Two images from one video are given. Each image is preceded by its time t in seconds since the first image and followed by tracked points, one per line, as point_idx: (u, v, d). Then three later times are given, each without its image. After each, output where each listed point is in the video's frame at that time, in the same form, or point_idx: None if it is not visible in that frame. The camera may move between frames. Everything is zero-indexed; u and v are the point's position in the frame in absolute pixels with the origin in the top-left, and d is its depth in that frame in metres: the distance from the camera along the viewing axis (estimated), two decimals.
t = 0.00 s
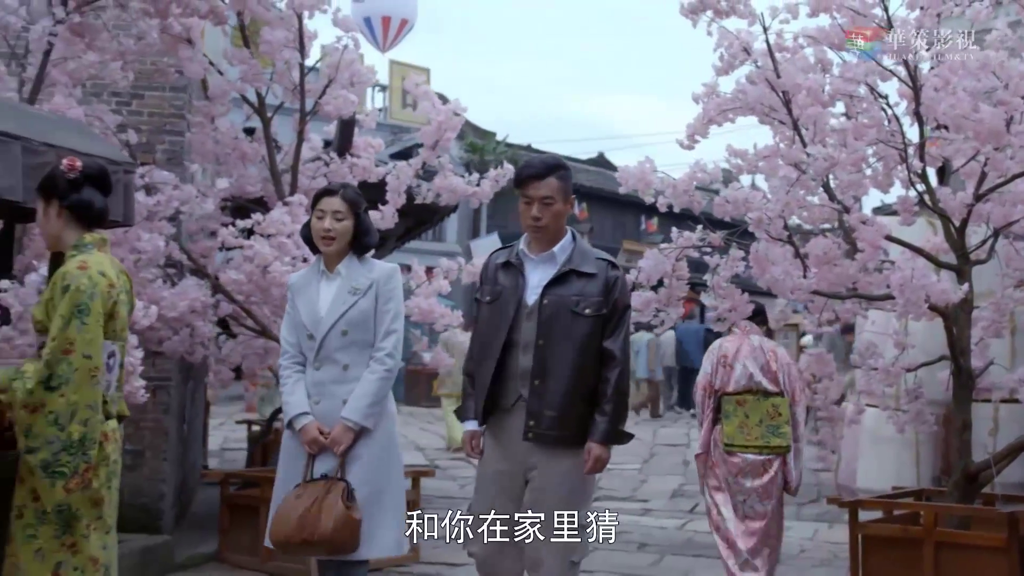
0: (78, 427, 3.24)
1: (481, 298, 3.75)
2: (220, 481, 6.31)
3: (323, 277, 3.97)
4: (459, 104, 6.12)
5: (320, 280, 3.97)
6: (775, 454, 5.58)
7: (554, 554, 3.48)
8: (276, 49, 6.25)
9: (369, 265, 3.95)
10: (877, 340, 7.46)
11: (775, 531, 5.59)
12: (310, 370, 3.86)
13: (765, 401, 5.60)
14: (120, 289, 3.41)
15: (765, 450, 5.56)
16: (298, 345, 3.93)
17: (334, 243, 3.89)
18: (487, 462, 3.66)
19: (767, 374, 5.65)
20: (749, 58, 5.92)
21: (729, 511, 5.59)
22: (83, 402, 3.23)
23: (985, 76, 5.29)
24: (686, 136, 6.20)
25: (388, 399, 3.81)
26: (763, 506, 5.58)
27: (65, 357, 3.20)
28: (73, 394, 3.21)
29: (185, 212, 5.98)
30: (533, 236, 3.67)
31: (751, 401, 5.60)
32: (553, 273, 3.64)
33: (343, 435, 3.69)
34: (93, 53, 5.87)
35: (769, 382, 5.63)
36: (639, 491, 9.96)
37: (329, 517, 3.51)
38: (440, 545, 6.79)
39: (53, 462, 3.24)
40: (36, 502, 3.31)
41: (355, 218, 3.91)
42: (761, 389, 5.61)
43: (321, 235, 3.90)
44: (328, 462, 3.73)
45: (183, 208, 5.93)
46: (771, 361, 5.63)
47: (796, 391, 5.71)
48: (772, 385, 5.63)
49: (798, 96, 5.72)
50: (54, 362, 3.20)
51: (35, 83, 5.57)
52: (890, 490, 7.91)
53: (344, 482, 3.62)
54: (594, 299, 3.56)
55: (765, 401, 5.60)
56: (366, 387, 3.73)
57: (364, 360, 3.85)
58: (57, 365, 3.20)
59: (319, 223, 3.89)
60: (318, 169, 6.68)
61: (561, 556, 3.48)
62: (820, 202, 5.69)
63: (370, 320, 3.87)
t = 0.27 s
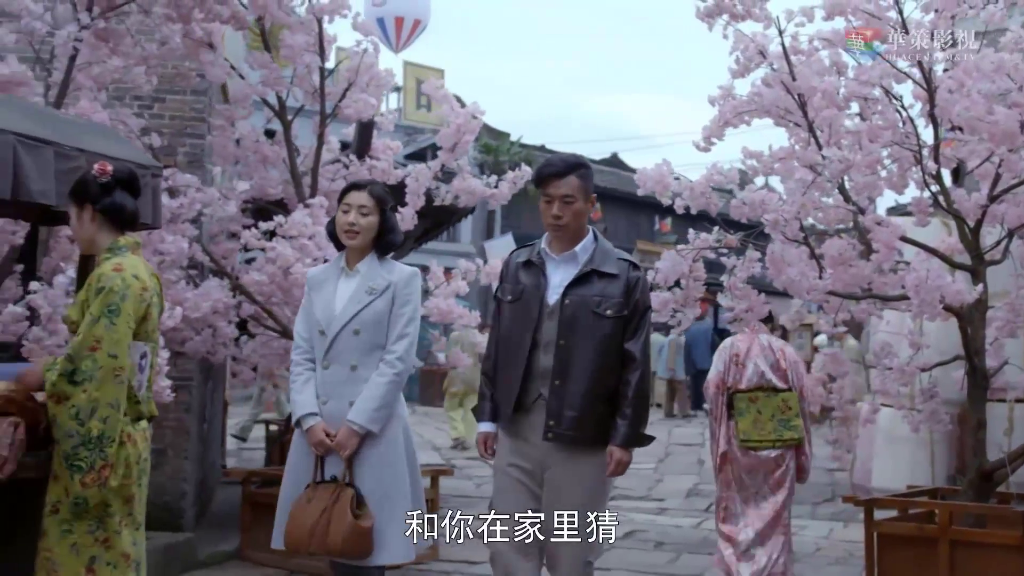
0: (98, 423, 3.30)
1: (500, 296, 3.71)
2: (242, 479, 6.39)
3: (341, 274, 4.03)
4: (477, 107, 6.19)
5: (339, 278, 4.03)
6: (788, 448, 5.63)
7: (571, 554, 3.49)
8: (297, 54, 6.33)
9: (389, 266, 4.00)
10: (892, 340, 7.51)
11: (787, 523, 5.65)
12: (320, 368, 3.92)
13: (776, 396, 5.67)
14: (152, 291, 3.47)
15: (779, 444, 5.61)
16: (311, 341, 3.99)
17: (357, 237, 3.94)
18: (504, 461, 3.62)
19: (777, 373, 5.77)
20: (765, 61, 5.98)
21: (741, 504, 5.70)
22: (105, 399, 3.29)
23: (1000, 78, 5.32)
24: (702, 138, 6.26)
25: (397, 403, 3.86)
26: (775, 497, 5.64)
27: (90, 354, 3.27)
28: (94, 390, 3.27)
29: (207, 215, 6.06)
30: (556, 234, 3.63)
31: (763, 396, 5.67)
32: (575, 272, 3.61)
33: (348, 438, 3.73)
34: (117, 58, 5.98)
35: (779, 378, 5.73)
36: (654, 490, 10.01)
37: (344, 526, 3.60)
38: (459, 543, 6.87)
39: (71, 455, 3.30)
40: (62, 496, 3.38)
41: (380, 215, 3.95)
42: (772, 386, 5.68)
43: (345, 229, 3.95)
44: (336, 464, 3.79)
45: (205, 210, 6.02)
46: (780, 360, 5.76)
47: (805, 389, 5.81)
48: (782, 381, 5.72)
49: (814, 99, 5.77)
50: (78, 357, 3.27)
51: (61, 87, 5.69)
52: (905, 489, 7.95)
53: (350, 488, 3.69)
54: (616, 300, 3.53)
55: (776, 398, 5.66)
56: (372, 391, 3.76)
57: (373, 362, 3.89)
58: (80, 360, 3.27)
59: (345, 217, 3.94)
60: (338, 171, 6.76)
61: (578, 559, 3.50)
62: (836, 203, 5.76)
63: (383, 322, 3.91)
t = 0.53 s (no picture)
0: (138, 424, 3.40)
1: (513, 300, 3.73)
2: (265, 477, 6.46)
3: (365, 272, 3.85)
4: (497, 111, 6.28)
5: (363, 274, 3.86)
6: (786, 445, 5.86)
7: (593, 555, 3.55)
8: (320, 58, 6.39)
9: (415, 264, 3.80)
10: (908, 340, 7.57)
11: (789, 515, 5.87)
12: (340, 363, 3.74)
13: (776, 395, 5.88)
14: (183, 292, 3.55)
15: (777, 441, 5.84)
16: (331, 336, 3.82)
17: (383, 239, 3.76)
18: (520, 464, 3.65)
19: (777, 373, 5.93)
20: (781, 64, 6.07)
21: (743, 500, 5.87)
22: (143, 399, 3.39)
23: (1016, 80, 5.36)
24: (720, 141, 6.32)
25: (417, 401, 3.68)
26: (776, 492, 5.85)
27: (126, 356, 3.35)
28: (133, 392, 3.37)
29: (232, 217, 6.16)
30: (566, 236, 3.69)
31: (763, 396, 5.87)
32: (590, 275, 3.65)
33: (365, 434, 3.56)
34: (143, 64, 6.16)
35: (778, 378, 5.91)
36: (671, 489, 10.08)
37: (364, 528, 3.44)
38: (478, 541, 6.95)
39: (117, 457, 3.42)
40: (102, 494, 3.48)
41: (405, 216, 3.77)
42: (773, 386, 5.87)
43: (371, 230, 3.77)
44: (349, 460, 3.61)
45: (231, 213, 6.12)
46: (780, 360, 5.91)
47: (806, 386, 6.00)
48: (781, 381, 5.90)
49: (830, 102, 5.84)
50: (115, 360, 3.35)
51: (89, 92, 5.81)
52: (921, 488, 8.00)
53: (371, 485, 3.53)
54: (632, 301, 3.59)
55: (775, 396, 5.88)
56: (392, 389, 3.58)
57: (392, 359, 3.70)
58: (117, 363, 3.36)
59: (368, 219, 3.76)
60: (359, 174, 6.86)
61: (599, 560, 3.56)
62: (851, 204, 5.81)
63: (405, 319, 3.72)
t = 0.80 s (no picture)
0: (174, 422, 3.51)
1: (510, 304, 3.64)
2: (285, 476, 6.55)
3: (385, 270, 3.81)
4: (514, 113, 6.37)
5: (382, 272, 3.81)
6: (785, 436, 6.20)
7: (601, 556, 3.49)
8: (338, 62, 6.48)
9: (434, 262, 3.79)
10: (920, 339, 7.64)
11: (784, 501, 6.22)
12: (362, 361, 3.72)
13: (776, 389, 6.21)
14: (212, 293, 3.65)
15: (776, 433, 6.18)
16: (351, 335, 3.78)
17: (401, 237, 3.73)
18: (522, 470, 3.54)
19: (778, 368, 6.25)
20: (795, 67, 6.14)
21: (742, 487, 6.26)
22: (178, 398, 3.49)
23: None
24: (734, 143, 6.39)
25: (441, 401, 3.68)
26: (773, 480, 6.22)
27: (160, 356, 3.44)
28: (169, 391, 3.47)
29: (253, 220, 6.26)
30: (562, 235, 3.57)
31: (763, 391, 6.21)
32: (589, 275, 3.58)
33: (392, 432, 3.54)
34: (165, 68, 6.26)
35: (779, 373, 6.23)
36: (685, 488, 10.16)
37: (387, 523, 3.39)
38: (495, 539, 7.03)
39: (154, 455, 3.51)
40: (136, 491, 3.57)
41: (422, 213, 3.75)
42: (773, 381, 6.20)
43: (387, 229, 3.74)
44: (370, 459, 3.57)
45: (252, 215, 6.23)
46: (780, 356, 6.23)
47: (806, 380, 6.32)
48: (782, 376, 6.23)
49: (843, 105, 5.91)
50: (149, 360, 3.43)
51: (112, 96, 5.92)
52: (934, 487, 8.06)
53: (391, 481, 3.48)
54: (633, 299, 3.53)
55: (776, 390, 6.20)
56: (420, 388, 3.59)
57: (419, 359, 3.71)
58: (152, 363, 3.44)
59: (385, 218, 3.73)
60: (378, 176, 6.95)
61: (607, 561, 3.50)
62: (864, 205, 5.88)
63: (430, 320, 3.72)
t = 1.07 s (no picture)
0: (200, 421, 3.57)
1: (503, 304, 3.61)
2: (299, 474, 6.62)
3: (394, 270, 3.84)
4: (526, 115, 6.43)
5: (392, 273, 3.84)
6: (795, 436, 6.35)
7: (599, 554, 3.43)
8: (352, 63, 6.54)
9: (442, 263, 3.85)
10: (928, 338, 7.69)
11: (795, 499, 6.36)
12: (372, 363, 3.72)
13: (786, 391, 6.34)
14: (234, 294, 3.72)
15: (787, 433, 6.34)
16: (360, 336, 3.79)
17: (410, 237, 3.77)
18: (519, 470, 3.54)
19: (789, 371, 6.37)
20: (804, 69, 6.19)
21: (754, 485, 6.38)
22: (204, 397, 3.56)
23: None
24: (744, 144, 6.45)
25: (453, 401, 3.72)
26: (784, 478, 6.34)
27: (187, 356, 3.52)
28: (195, 390, 3.54)
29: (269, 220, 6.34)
30: (553, 234, 3.56)
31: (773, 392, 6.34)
32: (582, 271, 3.55)
33: (410, 435, 3.57)
34: (181, 71, 6.34)
35: (789, 376, 6.35)
36: (693, 486, 10.21)
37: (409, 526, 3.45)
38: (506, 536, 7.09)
39: (179, 452, 3.57)
40: (160, 487, 3.64)
41: (430, 213, 3.80)
42: (783, 383, 6.34)
43: (397, 230, 3.78)
44: (390, 462, 3.61)
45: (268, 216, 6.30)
46: (791, 359, 6.37)
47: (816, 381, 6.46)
48: (792, 379, 6.35)
49: (852, 106, 5.97)
50: (176, 360, 3.51)
51: (129, 98, 6.00)
52: (942, 485, 8.11)
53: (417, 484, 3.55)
54: (626, 293, 3.49)
55: (786, 392, 6.34)
56: (436, 389, 3.63)
57: (431, 359, 3.74)
58: (178, 362, 3.52)
59: (395, 219, 3.77)
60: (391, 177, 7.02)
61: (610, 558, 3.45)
62: (873, 205, 5.93)
63: (442, 320, 3.77)
